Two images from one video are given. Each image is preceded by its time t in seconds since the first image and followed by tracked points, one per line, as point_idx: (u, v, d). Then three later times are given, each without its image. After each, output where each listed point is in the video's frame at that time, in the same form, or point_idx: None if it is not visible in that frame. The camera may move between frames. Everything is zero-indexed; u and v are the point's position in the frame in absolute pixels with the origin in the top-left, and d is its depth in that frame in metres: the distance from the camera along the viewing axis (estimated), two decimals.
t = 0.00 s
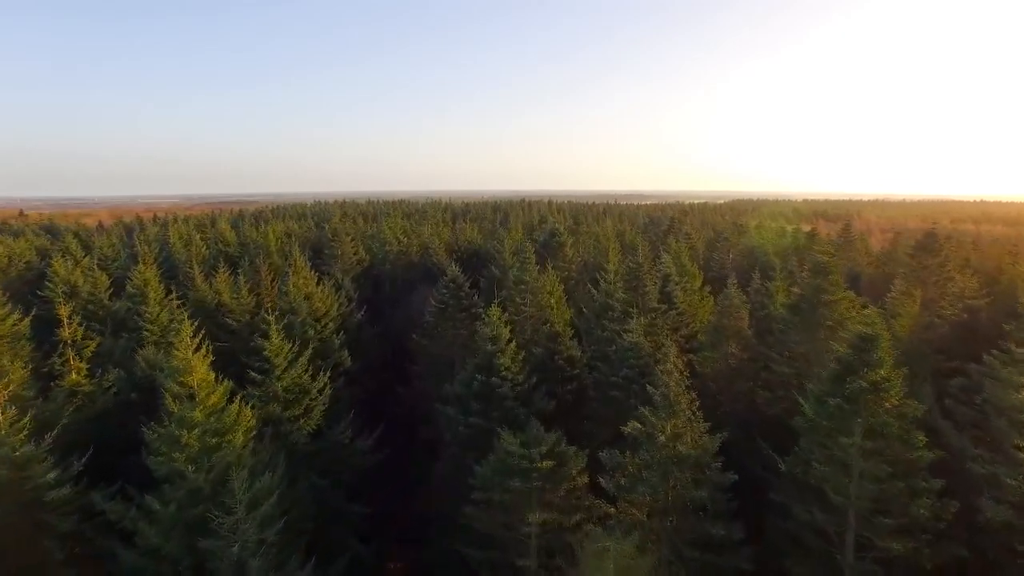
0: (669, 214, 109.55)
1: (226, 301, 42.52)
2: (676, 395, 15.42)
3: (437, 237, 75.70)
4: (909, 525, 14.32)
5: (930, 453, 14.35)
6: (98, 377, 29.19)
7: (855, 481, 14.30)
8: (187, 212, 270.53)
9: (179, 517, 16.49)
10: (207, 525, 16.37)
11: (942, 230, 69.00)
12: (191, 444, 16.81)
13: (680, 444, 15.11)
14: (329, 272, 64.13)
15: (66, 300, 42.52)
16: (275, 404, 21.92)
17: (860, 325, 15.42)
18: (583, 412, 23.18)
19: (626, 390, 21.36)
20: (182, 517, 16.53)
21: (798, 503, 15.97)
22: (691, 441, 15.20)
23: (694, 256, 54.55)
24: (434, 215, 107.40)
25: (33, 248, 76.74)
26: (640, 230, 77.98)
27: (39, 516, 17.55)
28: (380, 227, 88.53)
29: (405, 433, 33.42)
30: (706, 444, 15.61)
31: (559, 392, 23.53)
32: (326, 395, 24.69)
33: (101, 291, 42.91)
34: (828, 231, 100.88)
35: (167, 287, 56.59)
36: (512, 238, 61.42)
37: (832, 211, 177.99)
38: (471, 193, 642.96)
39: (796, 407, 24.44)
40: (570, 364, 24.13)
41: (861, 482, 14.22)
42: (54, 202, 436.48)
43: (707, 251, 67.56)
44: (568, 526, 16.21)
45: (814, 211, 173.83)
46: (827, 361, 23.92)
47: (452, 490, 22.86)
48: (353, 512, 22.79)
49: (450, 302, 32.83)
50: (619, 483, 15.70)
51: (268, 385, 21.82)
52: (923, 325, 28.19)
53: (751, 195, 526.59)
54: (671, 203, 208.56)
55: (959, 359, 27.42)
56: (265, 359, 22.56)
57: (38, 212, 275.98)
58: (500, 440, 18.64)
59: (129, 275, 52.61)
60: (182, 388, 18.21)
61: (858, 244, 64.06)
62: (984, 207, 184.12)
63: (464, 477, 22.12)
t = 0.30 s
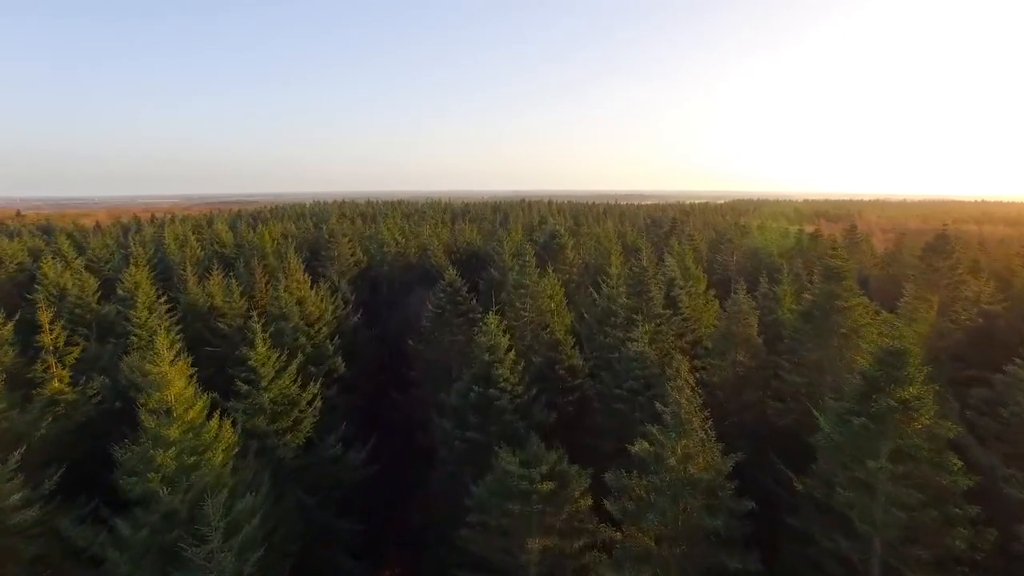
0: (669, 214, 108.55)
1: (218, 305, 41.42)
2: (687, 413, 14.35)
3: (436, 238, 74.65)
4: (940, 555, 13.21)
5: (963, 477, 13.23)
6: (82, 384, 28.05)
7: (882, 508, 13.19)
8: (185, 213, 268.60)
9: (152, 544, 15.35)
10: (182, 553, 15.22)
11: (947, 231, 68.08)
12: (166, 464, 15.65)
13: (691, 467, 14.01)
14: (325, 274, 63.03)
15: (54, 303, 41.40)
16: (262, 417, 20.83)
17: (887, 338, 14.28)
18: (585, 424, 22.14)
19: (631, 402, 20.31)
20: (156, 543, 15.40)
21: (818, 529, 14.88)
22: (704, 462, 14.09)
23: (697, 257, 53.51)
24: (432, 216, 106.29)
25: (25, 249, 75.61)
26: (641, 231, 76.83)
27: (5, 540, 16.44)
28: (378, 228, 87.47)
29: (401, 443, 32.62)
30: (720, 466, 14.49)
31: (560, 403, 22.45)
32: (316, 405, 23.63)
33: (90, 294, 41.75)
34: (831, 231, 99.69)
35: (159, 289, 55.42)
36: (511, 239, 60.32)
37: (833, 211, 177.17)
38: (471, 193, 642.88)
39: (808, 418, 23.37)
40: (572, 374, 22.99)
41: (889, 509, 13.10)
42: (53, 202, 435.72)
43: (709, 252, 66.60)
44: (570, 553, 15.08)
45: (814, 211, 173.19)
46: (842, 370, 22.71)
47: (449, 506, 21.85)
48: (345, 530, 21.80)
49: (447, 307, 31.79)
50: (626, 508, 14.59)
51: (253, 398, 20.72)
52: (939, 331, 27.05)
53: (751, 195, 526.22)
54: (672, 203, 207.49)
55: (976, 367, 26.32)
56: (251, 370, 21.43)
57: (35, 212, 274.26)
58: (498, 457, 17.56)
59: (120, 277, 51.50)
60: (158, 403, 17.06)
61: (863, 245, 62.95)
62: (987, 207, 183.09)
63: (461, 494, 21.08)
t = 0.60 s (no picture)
0: (672, 214, 107.18)
1: (208, 309, 40.20)
2: (702, 437, 13.10)
3: (434, 239, 73.44)
4: None
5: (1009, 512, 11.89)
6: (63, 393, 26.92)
7: (918, 545, 11.89)
8: (185, 212, 268.06)
9: None
10: None
11: (955, 231, 66.84)
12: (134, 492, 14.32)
13: (705, 498, 12.81)
14: (321, 276, 61.80)
15: (41, 307, 40.24)
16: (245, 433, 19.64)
17: (923, 356, 12.88)
18: (589, 441, 21.04)
19: (637, 419, 19.15)
20: None
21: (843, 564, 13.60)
22: (720, 491, 12.86)
23: (701, 258, 52.28)
24: (432, 216, 105.30)
25: (17, 251, 74.42)
26: (644, 232, 75.39)
27: None
28: (377, 228, 86.29)
29: (397, 454, 31.78)
30: (738, 495, 13.24)
31: (561, 418, 21.29)
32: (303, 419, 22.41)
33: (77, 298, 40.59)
34: (836, 231, 98.15)
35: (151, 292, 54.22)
36: (512, 240, 59.10)
37: (835, 211, 176.14)
38: (471, 194, 642.46)
39: (823, 432, 22.17)
40: (574, 387, 21.79)
41: (926, 547, 11.80)
42: (52, 202, 434.23)
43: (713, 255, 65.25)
44: None
45: (817, 211, 171.91)
46: (860, 382, 21.39)
47: (444, 528, 20.72)
48: (335, 552, 20.71)
49: (444, 313, 30.61)
50: (635, 541, 13.39)
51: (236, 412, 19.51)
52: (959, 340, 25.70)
53: (752, 195, 524.31)
54: (673, 203, 206.01)
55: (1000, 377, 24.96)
56: (234, 383, 20.19)
57: (35, 212, 273.42)
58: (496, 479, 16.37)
59: (110, 280, 50.29)
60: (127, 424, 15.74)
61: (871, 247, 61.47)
62: (991, 207, 181.66)
63: (456, 514, 19.95)
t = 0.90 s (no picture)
0: (674, 214, 105.71)
1: (198, 313, 39.03)
2: (718, 464, 11.98)
3: (433, 240, 72.24)
4: None
5: None
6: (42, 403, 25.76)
7: None
8: (184, 212, 266.70)
9: None
10: None
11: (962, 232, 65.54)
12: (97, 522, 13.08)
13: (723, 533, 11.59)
14: (317, 278, 60.58)
15: (27, 311, 39.10)
16: (226, 450, 18.42)
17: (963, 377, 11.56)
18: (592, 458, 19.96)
19: (644, 436, 18.06)
20: None
21: None
22: (738, 525, 11.63)
23: (706, 260, 51.02)
24: (431, 217, 104.10)
25: (10, 253, 73.27)
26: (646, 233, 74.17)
27: None
28: (374, 229, 85.03)
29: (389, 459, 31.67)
30: (757, 528, 12.02)
31: (563, 434, 20.17)
32: (290, 433, 21.25)
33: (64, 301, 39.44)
34: (841, 231, 96.95)
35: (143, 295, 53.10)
36: (511, 241, 57.85)
37: (836, 211, 174.87)
38: (470, 194, 640.96)
39: (840, 448, 21.06)
40: (576, 400, 20.65)
41: None
42: (51, 202, 432.97)
43: (717, 256, 64.01)
44: None
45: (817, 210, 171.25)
46: (878, 395, 20.15)
47: (439, 551, 19.60)
48: None
49: (440, 319, 29.56)
50: None
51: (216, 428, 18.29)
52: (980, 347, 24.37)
53: (753, 195, 523.47)
54: (675, 202, 204.66)
55: None
56: (215, 396, 18.97)
57: (33, 211, 272.02)
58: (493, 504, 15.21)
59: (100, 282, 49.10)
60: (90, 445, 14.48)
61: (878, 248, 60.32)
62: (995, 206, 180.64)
63: (451, 537, 18.77)
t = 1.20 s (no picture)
0: (676, 215, 104.26)
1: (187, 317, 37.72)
2: (742, 499, 10.63)
3: (432, 241, 70.90)
4: None
5: None
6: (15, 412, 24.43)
7: None
8: (183, 211, 265.02)
9: None
10: None
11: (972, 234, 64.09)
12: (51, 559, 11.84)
13: None
14: (313, 280, 59.28)
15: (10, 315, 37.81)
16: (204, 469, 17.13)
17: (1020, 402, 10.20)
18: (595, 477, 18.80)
19: (652, 456, 16.89)
20: None
21: None
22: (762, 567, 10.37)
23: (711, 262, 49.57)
24: (429, 217, 102.69)
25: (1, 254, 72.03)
26: (648, 234, 72.88)
27: None
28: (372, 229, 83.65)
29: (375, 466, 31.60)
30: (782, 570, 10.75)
31: (565, 451, 18.99)
32: (274, 449, 19.97)
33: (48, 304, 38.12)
34: (846, 232, 95.65)
35: (133, 298, 51.81)
36: (511, 243, 56.45)
37: (838, 211, 173.55)
38: (470, 194, 640.45)
39: (862, 464, 19.56)
40: (579, 415, 19.42)
41: None
42: (50, 202, 431.91)
43: (722, 257, 62.66)
44: None
45: (821, 210, 169.74)
46: (902, 409, 18.82)
47: None
48: None
49: (436, 326, 28.26)
50: None
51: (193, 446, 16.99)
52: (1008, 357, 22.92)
53: (754, 195, 521.72)
54: (676, 203, 203.25)
55: None
56: (192, 411, 17.63)
57: (30, 211, 270.91)
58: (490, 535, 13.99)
59: (88, 285, 47.80)
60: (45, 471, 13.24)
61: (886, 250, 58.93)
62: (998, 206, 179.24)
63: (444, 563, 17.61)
